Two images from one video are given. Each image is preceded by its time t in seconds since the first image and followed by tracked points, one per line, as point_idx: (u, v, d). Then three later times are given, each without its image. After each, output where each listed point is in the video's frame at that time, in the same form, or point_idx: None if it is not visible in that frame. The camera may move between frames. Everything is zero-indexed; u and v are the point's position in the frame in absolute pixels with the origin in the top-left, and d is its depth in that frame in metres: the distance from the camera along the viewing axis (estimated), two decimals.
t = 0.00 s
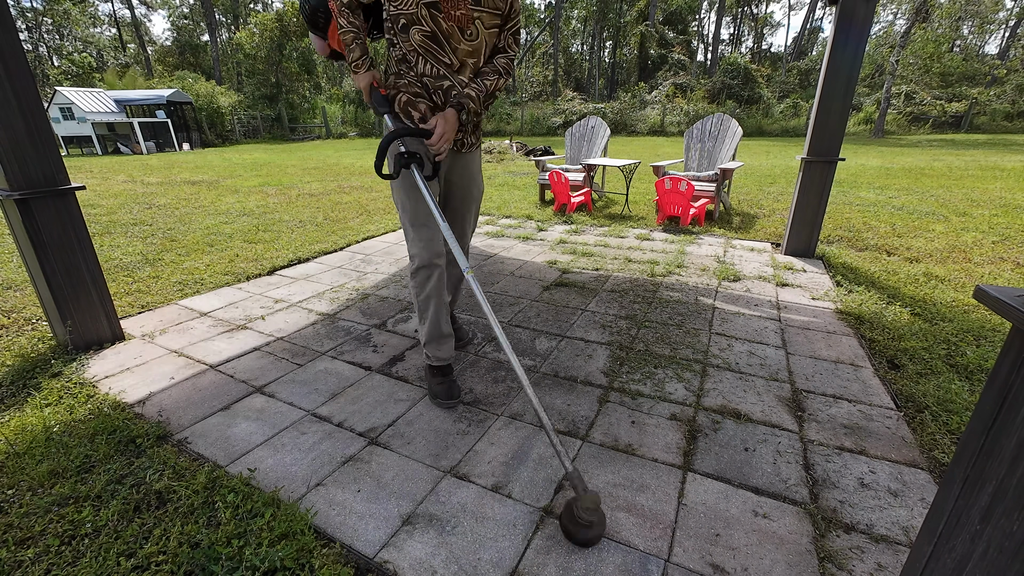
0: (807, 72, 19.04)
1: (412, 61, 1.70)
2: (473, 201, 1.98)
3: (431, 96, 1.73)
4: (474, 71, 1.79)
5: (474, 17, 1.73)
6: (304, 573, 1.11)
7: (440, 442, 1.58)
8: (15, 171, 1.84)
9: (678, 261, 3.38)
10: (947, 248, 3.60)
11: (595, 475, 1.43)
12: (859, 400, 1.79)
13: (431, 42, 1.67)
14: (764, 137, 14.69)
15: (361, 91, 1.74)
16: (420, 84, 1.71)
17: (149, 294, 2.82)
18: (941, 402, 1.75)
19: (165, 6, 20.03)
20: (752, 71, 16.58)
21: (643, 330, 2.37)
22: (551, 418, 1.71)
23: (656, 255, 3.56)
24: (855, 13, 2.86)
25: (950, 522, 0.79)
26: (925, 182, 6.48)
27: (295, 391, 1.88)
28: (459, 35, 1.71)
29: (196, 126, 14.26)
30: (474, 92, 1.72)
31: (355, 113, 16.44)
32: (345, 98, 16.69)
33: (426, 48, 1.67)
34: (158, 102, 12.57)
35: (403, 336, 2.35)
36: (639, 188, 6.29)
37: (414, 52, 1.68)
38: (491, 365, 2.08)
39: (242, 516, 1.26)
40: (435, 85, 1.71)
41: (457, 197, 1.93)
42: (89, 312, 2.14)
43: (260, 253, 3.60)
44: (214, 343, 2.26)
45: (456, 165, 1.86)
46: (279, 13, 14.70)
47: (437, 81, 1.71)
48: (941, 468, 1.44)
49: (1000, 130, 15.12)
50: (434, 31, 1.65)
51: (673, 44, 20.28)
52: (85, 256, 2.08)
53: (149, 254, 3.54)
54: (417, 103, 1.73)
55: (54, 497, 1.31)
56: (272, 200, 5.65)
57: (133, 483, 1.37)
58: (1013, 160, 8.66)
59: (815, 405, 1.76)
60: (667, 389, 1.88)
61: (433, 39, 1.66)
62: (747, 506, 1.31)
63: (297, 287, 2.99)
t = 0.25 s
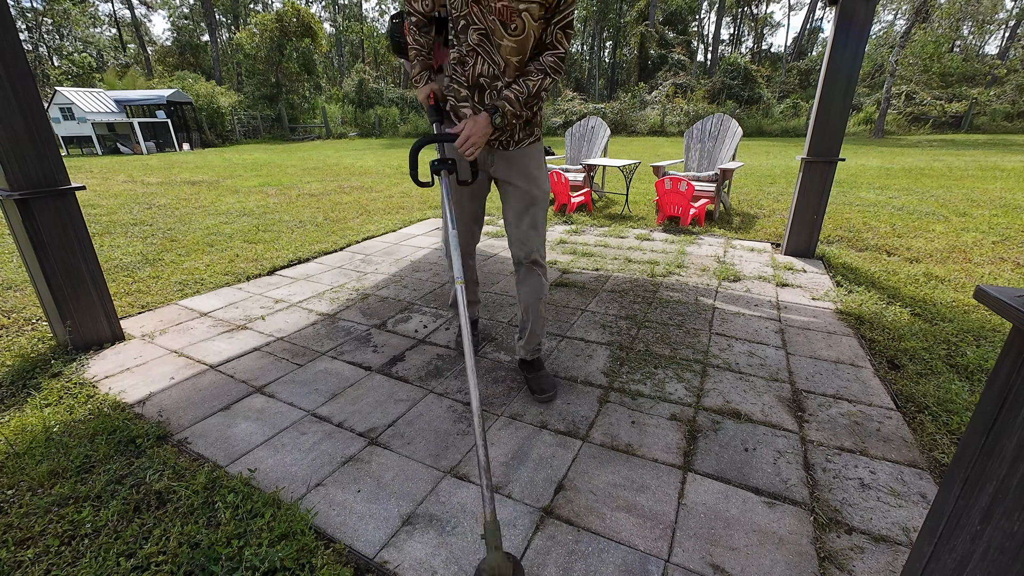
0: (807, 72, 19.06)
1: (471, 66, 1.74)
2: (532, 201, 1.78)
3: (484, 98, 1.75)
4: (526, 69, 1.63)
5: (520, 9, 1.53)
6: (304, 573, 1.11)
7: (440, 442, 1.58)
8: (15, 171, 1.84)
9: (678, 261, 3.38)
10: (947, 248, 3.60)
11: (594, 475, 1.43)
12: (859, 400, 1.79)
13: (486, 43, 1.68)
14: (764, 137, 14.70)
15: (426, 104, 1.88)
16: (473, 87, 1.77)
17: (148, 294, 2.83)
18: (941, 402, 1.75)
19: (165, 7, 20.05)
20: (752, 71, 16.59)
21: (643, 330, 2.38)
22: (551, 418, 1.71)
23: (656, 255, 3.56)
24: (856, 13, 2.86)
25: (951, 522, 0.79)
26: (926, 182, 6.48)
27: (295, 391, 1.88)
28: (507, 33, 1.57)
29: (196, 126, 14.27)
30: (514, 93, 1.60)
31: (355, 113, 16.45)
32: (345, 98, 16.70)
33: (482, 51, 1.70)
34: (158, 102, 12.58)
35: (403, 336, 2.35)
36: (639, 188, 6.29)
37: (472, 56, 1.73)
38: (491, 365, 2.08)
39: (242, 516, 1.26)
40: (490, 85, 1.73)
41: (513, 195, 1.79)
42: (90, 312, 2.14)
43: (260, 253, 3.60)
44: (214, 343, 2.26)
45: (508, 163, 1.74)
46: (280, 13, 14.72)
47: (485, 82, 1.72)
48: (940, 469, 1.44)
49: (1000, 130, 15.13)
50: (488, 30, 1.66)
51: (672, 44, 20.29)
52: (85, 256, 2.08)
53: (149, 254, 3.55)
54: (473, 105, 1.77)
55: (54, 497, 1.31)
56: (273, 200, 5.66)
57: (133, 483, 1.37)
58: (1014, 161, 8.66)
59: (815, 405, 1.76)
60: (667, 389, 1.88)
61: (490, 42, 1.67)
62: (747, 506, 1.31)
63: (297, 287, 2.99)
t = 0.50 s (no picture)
0: (807, 73, 19.08)
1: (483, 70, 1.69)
2: (543, 201, 1.80)
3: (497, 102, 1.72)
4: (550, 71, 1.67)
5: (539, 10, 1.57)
6: (304, 573, 1.11)
7: (440, 443, 1.58)
8: (15, 171, 1.84)
9: (678, 261, 3.38)
10: (948, 248, 3.60)
11: (594, 476, 1.43)
12: (860, 401, 1.79)
13: (495, 46, 1.62)
14: (764, 138, 14.70)
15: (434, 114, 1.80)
16: (483, 90, 1.72)
17: (148, 294, 2.83)
18: (942, 403, 1.75)
19: (165, 7, 20.07)
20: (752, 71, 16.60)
21: (643, 330, 2.38)
22: (551, 418, 1.71)
23: (656, 255, 3.56)
24: (856, 13, 2.86)
25: (951, 523, 0.79)
26: (926, 182, 6.48)
27: (296, 391, 1.88)
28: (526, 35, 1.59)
29: (196, 126, 14.28)
30: (548, 92, 1.64)
31: (355, 113, 16.47)
32: (345, 99, 16.72)
33: (493, 54, 1.64)
34: (158, 103, 12.58)
35: (403, 336, 2.35)
36: (639, 188, 6.29)
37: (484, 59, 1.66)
38: (492, 365, 2.08)
39: (242, 517, 1.26)
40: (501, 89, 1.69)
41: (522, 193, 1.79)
42: (90, 312, 2.14)
43: (260, 253, 3.61)
44: (214, 343, 2.26)
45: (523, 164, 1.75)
46: (280, 13, 14.73)
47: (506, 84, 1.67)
48: (940, 469, 1.44)
49: (1000, 130, 15.13)
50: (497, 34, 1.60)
51: (672, 45, 20.30)
52: (85, 256, 2.08)
53: (149, 254, 3.55)
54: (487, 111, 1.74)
55: (54, 497, 1.31)
56: (273, 200, 5.67)
57: (133, 484, 1.37)
58: (1014, 161, 8.67)
59: (815, 405, 1.76)
60: (667, 389, 1.88)
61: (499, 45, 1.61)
62: (748, 506, 1.31)
63: (297, 287, 2.99)
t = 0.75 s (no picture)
0: (807, 73, 19.11)
1: (517, 66, 1.63)
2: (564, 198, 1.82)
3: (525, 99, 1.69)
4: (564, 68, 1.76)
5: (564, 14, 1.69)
6: (304, 573, 1.11)
7: (440, 443, 1.58)
8: (15, 171, 1.84)
9: (678, 261, 3.39)
10: (947, 248, 3.61)
11: (594, 476, 1.43)
12: (859, 400, 1.79)
13: (529, 39, 1.60)
14: (764, 138, 14.72)
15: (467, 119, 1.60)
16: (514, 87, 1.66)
17: (148, 294, 2.83)
18: (942, 403, 1.75)
19: (166, 8, 20.10)
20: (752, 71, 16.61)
21: (643, 330, 2.38)
22: (551, 418, 1.71)
23: (656, 255, 3.57)
24: (855, 13, 2.86)
25: (951, 522, 0.79)
26: (926, 182, 6.49)
27: (295, 391, 1.88)
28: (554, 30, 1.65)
29: (196, 126, 14.29)
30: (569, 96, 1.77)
31: (355, 113, 16.48)
32: (346, 99, 16.74)
33: (527, 47, 1.61)
34: (158, 103, 12.58)
35: (403, 336, 2.36)
36: (639, 188, 6.30)
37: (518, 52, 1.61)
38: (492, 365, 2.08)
39: (241, 517, 1.26)
40: (532, 84, 1.68)
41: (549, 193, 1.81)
42: (89, 312, 2.14)
43: (261, 253, 3.61)
44: (214, 344, 2.26)
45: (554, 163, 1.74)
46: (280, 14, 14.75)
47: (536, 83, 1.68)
48: (941, 469, 1.44)
49: (999, 131, 15.15)
50: (535, 25, 1.59)
51: (672, 45, 20.31)
52: (85, 257, 2.08)
53: (150, 254, 3.55)
54: (519, 110, 1.68)
55: (54, 497, 1.31)
56: (273, 200, 5.67)
57: (133, 484, 1.37)
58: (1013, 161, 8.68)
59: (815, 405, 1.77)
60: (667, 389, 1.88)
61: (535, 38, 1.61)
62: (748, 506, 1.31)
63: (297, 287, 3.00)
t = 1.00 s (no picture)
0: (807, 73, 19.13)
1: (490, 73, 2.00)
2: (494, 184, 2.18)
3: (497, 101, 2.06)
4: (534, 84, 2.12)
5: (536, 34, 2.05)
6: (304, 573, 1.11)
7: (440, 443, 1.58)
8: (15, 171, 1.84)
9: (678, 261, 3.39)
10: (947, 248, 3.61)
11: (595, 476, 1.43)
12: (860, 401, 1.79)
13: (507, 54, 1.97)
14: (763, 138, 14.73)
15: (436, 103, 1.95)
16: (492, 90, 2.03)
17: (148, 294, 2.83)
18: (942, 403, 1.75)
19: (166, 8, 20.12)
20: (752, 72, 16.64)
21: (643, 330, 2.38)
22: (551, 419, 1.71)
23: (656, 255, 3.57)
24: (855, 13, 2.86)
25: (951, 523, 0.79)
26: (925, 182, 6.49)
27: (295, 391, 1.88)
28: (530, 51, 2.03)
29: (196, 126, 14.30)
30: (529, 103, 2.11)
31: (355, 114, 16.49)
32: (346, 100, 16.78)
33: (505, 59, 1.98)
34: (158, 103, 12.59)
35: (403, 336, 2.36)
36: (639, 189, 6.30)
37: (495, 62, 1.98)
38: (492, 365, 2.08)
39: (242, 517, 1.26)
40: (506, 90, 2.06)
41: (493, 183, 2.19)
42: (89, 312, 2.14)
43: (261, 253, 3.61)
44: (214, 344, 2.26)
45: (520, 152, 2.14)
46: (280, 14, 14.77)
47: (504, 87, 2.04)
48: (940, 469, 1.44)
49: (999, 131, 15.16)
50: (510, 46, 1.96)
51: (672, 45, 20.33)
52: (85, 257, 2.08)
53: (150, 254, 3.56)
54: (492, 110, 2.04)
55: (54, 497, 1.31)
56: (273, 200, 5.68)
57: (133, 484, 1.37)
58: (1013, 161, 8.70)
59: (815, 405, 1.77)
60: (667, 390, 1.88)
61: (512, 55, 1.98)
62: (748, 507, 1.31)
63: (297, 287, 3.00)
